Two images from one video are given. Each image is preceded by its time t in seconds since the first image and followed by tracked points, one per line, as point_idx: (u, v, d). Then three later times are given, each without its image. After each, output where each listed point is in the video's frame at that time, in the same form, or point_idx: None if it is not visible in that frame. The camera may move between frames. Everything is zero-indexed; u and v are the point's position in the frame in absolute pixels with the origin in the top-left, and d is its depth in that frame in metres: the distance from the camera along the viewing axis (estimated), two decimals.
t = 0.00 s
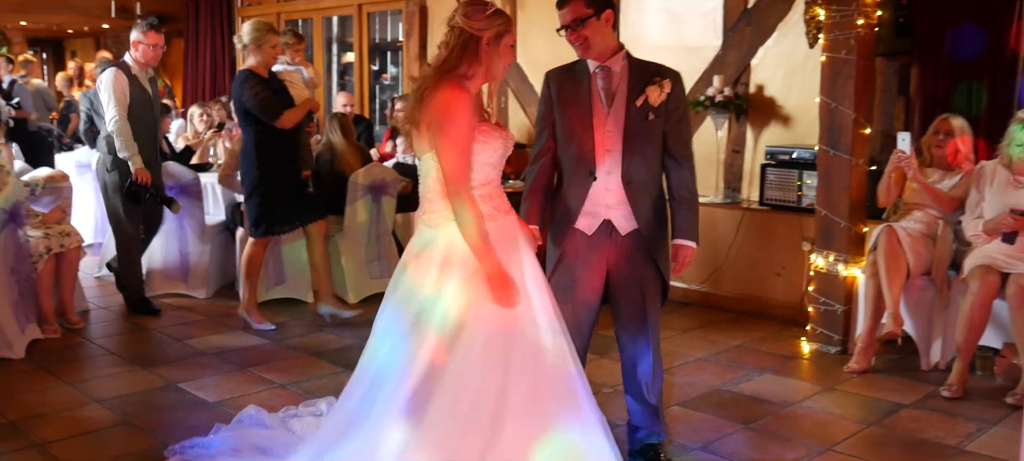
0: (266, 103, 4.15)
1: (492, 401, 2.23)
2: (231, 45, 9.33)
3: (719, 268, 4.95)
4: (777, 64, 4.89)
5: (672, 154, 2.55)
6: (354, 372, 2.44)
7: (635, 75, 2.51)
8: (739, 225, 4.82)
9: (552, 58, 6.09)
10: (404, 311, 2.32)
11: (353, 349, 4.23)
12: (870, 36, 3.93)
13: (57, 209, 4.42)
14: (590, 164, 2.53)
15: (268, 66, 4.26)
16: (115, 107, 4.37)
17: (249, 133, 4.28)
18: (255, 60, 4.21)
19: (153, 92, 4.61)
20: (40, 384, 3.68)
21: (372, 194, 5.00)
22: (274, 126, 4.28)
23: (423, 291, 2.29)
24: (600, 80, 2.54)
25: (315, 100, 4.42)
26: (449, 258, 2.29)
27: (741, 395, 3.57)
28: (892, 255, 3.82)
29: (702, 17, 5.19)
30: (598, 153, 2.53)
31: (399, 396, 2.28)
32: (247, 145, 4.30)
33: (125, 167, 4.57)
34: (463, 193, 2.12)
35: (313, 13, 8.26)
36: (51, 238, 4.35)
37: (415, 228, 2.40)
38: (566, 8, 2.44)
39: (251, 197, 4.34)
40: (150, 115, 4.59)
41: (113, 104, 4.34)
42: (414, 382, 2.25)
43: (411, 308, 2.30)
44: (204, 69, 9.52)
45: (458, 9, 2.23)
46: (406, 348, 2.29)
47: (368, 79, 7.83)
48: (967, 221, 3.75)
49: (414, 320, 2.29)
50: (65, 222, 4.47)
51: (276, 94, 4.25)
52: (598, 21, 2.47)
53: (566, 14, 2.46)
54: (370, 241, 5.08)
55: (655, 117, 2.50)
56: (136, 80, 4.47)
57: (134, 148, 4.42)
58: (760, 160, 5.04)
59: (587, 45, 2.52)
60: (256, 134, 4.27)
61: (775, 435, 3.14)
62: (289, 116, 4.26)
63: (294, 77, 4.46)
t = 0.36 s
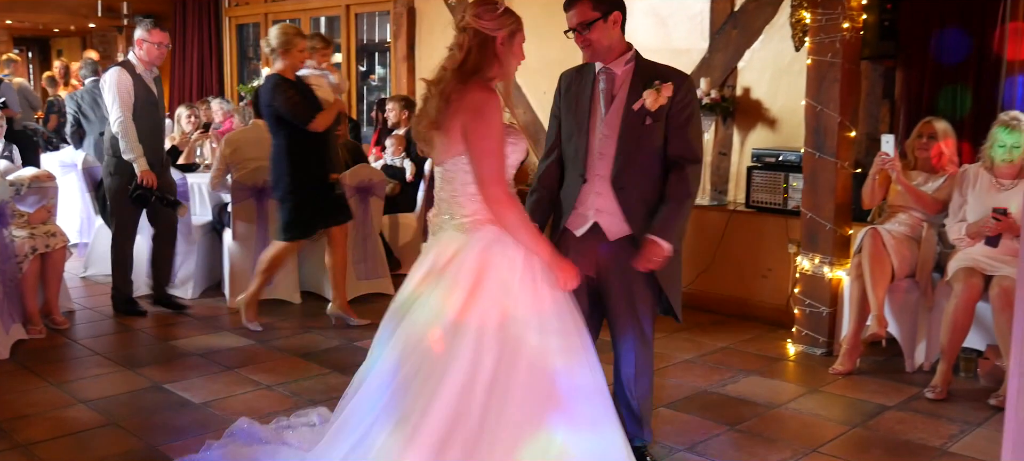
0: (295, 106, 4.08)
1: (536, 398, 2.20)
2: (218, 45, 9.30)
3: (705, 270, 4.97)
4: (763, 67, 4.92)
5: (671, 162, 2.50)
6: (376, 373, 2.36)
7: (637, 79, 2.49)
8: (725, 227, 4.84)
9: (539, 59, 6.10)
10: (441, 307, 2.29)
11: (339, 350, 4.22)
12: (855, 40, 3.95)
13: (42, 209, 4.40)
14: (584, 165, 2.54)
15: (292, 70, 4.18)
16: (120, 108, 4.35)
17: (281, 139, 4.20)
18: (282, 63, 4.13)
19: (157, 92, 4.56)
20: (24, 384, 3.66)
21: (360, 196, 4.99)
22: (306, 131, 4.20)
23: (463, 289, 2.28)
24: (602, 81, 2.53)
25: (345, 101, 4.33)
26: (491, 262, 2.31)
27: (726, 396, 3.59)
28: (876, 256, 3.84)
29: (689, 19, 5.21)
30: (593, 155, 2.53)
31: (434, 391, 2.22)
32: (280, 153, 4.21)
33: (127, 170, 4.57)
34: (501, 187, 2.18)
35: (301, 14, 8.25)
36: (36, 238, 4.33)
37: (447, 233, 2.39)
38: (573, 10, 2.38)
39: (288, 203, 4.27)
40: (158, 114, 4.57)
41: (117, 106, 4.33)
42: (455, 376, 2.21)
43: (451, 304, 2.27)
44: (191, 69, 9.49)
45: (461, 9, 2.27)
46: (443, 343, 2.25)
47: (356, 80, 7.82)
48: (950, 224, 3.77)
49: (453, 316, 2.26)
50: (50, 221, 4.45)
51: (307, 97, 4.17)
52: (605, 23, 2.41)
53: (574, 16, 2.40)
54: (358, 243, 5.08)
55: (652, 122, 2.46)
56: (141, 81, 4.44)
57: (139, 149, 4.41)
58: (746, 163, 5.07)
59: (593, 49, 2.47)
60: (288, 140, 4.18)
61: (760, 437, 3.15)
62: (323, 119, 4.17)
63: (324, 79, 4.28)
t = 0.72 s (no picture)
0: (328, 107, 4.10)
1: (592, 389, 2.23)
2: (205, 45, 9.27)
3: (692, 272, 4.99)
4: (750, 69, 4.94)
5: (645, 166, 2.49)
6: (415, 380, 2.36)
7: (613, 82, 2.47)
8: (711, 229, 4.86)
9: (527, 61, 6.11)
10: (489, 308, 2.29)
11: (327, 352, 4.22)
12: (842, 43, 3.97)
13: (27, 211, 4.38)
14: (563, 169, 2.54)
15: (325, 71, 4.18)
16: (137, 112, 4.29)
17: (314, 141, 4.22)
18: (314, 64, 4.13)
19: (178, 96, 4.48)
20: (10, 386, 3.65)
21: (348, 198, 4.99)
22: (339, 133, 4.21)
23: (509, 291, 2.28)
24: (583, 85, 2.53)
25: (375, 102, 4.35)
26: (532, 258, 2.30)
27: (713, 397, 3.60)
28: (862, 258, 3.86)
29: (676, 22, 5.23)
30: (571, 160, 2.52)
31: (491, 395, 2.25)
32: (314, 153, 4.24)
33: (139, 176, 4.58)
34: (553, 180, 2.20)
35: (289, 15, 8.23)
36: (21, 239, 4.31)
37: (478, 230, 2.35)
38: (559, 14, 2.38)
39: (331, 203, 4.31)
40: (178, 119, 4.49)
41: (135, 110, 4.27)
42: (514, 376, 2.24)
43: (499, 306, 2.28)
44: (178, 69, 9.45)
45: (476, 9, 2.21)
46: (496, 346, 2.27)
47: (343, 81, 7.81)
48: (934, 225, 3.81)
49: (504, 318, 2.27)
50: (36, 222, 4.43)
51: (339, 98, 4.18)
52: (590, 26, 2.41)
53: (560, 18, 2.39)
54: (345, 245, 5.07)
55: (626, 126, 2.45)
56: (160, 86, 4.36)
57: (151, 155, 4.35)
58: (733, 165, 5.09)
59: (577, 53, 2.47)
60: (322, 142, 4.21)
61: (747, 438, 3.16)
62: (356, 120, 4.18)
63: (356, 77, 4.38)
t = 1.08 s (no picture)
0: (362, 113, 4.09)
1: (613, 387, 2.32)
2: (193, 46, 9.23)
3: (680, 272, 5.00)
4: (737, 71, 4.96)
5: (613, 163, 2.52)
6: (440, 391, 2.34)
7: (581, 82, 2.50)
8: (699, 230, 4.88)
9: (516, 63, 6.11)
10: (523, 313, 2.29)
11: (314, 354, 4.21)
12: (828, 45, 3.99)
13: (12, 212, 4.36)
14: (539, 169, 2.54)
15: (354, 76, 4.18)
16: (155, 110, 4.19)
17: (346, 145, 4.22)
18: (342, 69, 4.13)
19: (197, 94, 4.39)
20: None
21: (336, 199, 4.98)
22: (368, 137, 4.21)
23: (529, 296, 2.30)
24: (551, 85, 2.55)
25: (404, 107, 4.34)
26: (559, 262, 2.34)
27: (700, 398, 3.61)
28: (849, 258, 3.87)
29: (665, 24, 5.24)
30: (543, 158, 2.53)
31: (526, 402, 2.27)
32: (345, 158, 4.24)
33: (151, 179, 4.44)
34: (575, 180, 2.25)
35: (278, 15, 8.20)
36: (7, 240, 4.29)
37: (501, 234, 2.34)
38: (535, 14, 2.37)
39: (361, 209, 4.28)
40: (196, 119, 4.38)
41: (152, 108, 4.17)
42: (557, 381, 2.26)
43: (529, 312, 2.29)
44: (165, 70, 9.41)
45: (481, 11, 2.17)
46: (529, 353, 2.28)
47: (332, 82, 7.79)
48: (920, 225, 3.82)
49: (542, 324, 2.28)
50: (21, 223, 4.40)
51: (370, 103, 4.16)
52: (567, 25, 2.42)
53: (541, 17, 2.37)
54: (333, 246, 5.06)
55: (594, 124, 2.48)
56: (181, 82, 4.28)
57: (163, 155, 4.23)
58: (721, 166, 5.10)
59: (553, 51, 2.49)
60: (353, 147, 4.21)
61: (733, 438, 3.18)
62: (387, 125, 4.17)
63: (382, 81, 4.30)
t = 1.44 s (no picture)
0: (394, 112, 4.00)
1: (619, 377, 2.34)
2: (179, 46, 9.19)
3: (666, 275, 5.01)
4: (724, 74, 4.97)
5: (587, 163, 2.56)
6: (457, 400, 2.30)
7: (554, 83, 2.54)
8: (685, 232, 4.88)
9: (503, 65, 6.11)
10: (537, 314, 2.29)
11: (300, 355, 4.20)
12: (814, 48, 4.00)
13: None
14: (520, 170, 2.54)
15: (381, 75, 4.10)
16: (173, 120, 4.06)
17: (374, 143, 4.11)
18: (370, 68, 4.04)
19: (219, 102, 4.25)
20: None
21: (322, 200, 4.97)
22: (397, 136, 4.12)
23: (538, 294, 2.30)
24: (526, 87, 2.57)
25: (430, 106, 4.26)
26: (564, 265, 2.34)
27: (686, 400, 3.62)
28: (834, 261, 3.89)
29: (652, 26, 5.24)
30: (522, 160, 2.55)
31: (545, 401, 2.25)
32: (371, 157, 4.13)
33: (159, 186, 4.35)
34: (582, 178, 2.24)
35: (265, 16, 8.18)
36: None
37: (505, 238, 2.33)
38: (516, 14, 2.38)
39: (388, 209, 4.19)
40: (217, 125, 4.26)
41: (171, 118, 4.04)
42: (570, 384, 2.25)
43: (541, 309, 2.29)
44: (151, 70, 9.37)
45: (478, 15, 2.19)
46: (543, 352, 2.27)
47: (319, 83, 7.77)
48: (904, 227, 3.84)
49: (552, 329, 2.27)
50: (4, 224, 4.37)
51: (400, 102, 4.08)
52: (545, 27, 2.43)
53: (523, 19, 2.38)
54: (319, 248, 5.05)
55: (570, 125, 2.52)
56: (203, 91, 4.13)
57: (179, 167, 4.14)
58: (707, 169, 5.12)
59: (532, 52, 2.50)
60: (384, 145, 4.10)
61: (719, 440, 3.18)
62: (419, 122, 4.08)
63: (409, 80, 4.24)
